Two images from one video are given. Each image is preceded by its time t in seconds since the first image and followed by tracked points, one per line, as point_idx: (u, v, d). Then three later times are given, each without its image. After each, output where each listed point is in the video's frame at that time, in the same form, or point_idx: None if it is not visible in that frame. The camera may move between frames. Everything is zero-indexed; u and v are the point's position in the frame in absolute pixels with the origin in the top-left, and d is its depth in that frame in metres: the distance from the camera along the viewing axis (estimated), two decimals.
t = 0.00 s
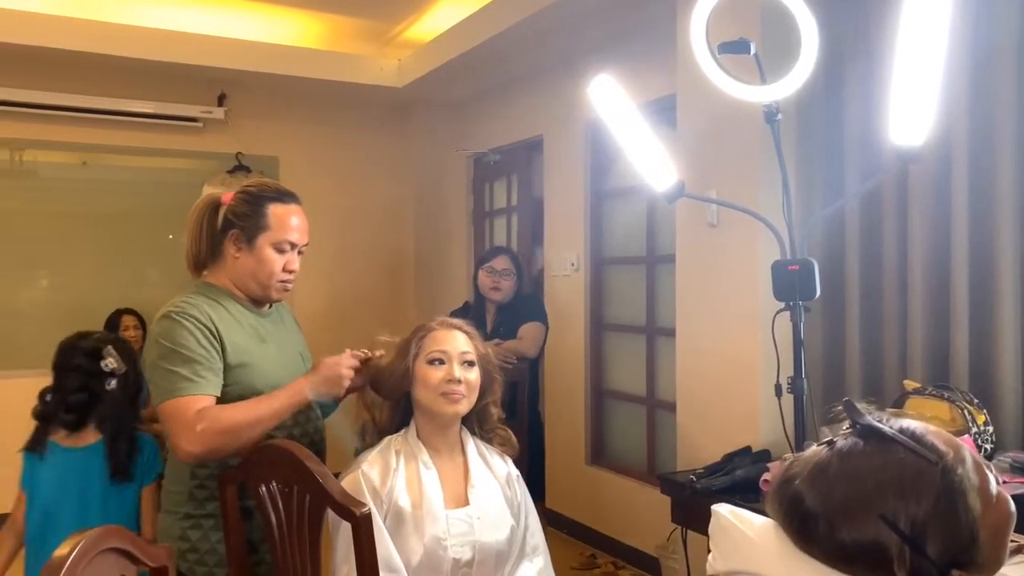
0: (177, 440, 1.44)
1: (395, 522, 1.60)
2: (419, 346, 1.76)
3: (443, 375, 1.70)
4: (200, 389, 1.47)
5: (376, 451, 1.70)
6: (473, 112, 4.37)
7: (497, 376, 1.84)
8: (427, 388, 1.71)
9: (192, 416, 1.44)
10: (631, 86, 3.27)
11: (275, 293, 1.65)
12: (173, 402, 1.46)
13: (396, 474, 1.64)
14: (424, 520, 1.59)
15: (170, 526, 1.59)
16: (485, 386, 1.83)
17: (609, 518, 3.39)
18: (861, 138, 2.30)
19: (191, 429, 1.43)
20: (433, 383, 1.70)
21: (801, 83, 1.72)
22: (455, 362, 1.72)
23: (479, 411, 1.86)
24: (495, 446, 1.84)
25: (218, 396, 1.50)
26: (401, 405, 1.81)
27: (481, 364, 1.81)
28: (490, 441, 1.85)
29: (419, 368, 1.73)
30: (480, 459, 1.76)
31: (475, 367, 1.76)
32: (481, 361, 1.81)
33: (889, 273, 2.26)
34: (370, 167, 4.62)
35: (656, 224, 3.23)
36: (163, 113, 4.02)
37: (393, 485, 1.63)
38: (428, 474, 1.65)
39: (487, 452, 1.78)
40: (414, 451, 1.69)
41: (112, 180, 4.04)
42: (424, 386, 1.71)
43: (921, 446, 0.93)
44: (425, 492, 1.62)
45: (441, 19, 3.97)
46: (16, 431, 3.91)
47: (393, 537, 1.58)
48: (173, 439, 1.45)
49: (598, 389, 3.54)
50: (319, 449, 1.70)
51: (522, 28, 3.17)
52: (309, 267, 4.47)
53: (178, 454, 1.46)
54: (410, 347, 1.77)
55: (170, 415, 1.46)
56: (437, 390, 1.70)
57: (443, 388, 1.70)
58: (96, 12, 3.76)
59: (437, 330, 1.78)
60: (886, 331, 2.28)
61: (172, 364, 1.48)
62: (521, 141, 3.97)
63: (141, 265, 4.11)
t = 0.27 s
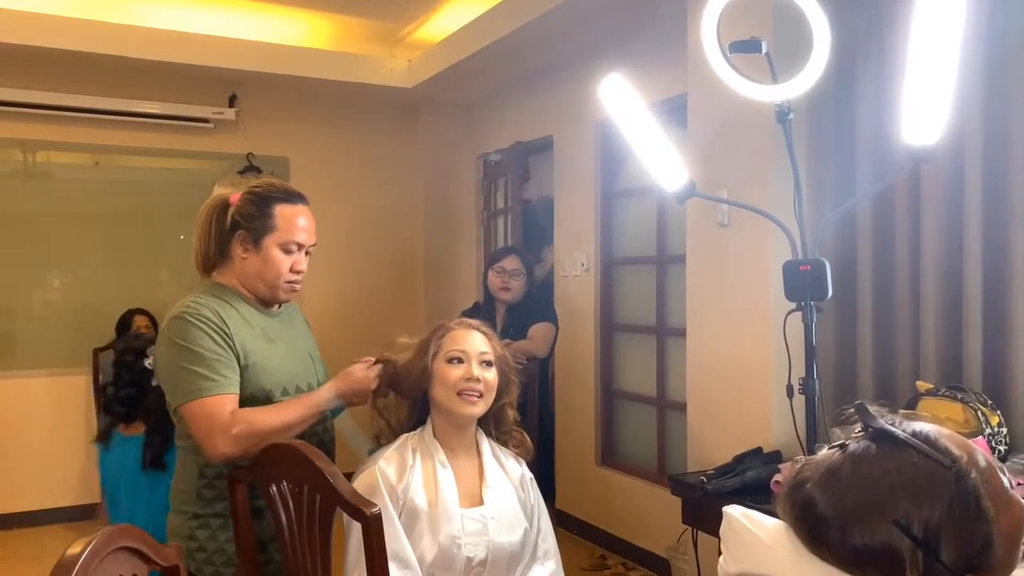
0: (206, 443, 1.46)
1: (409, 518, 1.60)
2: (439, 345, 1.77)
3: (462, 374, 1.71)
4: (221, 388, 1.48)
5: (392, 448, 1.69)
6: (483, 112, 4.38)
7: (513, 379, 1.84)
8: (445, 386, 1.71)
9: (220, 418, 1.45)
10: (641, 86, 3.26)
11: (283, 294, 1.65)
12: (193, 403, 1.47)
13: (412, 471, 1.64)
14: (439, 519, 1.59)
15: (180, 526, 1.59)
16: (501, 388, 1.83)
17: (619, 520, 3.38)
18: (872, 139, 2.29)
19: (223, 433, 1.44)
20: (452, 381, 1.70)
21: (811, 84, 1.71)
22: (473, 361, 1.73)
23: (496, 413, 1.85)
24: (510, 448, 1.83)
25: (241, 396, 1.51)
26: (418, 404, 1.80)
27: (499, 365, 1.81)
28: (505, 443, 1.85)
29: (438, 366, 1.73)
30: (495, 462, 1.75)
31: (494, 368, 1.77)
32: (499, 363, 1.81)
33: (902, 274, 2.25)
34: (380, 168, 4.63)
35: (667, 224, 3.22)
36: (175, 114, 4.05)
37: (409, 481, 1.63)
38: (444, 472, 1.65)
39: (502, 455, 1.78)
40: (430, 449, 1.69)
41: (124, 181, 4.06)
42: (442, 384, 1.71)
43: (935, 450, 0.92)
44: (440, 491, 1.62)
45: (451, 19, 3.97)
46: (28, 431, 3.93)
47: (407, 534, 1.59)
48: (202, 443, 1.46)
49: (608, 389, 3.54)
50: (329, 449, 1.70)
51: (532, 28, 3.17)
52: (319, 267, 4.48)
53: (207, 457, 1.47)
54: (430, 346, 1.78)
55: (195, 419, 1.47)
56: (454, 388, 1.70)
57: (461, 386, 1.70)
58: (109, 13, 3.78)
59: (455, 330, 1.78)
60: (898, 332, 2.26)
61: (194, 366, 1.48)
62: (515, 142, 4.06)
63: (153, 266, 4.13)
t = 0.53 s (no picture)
0: (221, 444, 1.47)
1: (415, 518, 1.60)
2: (445, 345, 1.78)
3: (468, 374, 1.71)
4: (234, 388, 1.48)
5: (399, 448, 1.70)
6: (490, 113, 4.38)
7: (521, 381, 1.84)
8: (451, 386, 1.72)
9: (235, 418, 1.46)
10: (647, 86, 3.26)
11: (290, 295, 1.66)
12: (206, 403, 1.48)
13: (419, 471, 1.65)
14: (445, 519, 1.60)
15: (188, 526, 1.60)
16: (507, 388, 1.83)
17: (625, 520, 3.38)
18: (879, 139, 2.28)
19: (237, 432, 1.45)
20: (458, 381, 1.71)
21: (817, 84, 1.71)
22: (479, 362, 1.73)
23: (502, 413, 1.85)
24: (517, 449, 1.83)
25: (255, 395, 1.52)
26: (425, 404, 1.80)
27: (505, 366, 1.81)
28: (512, 444, 1.85)
29: (445, 367, 1.74)
30: (501, 462, 1.75)
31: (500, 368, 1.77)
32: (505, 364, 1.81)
33: (909, 275, 2.24)
34: (387, 169, 4.64)
35: (673, 224, 3.21)
36: (183, 116, 4.07)
37: (415, 482, 1.63)
38: (450, 473, 1.65)
39: (509, 456, 1.77)
40: (436, 450, 1.69)
41: (133, 183, 4.09)
42: (449, 384, 1.72)
43: (939, 454, 0.92)
44: (446, 491, 1.62)
45: (458, 20, 3.97)
46: (38, 431, 3.96)
47: (414, 533, 1.60)
48: (216, 443, 1.47)
49: (615, 390, 3.53)
50: (334, 449, 1.71)
51: (538, 28, 3.17)
52: (327, 268, 4.49)
53: (223, 457, 1.47)
54: (436, 346, 1.78)
55: (210, 420, 1.47)
56: (461, 388, 1.71)
57: (467, 387, 1.71)
58: (117, 16, 3.80)
59: (462, 330, 1.79)
60: (905, 332, 2.25)
61: (208, 366, 1.49)
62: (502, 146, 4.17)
63: (162, 267, 4.16)
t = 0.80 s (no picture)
0: (239, 446, 1.48)
1: (424, 521, 1.60)
2: (454, 347, 1.78)
3: (477, 376, 1.71)
4: (251, 389, 1.49)
5: (408, 450, 1.70)
6: (500, 115, 4.39)
7: (528, 382, 1.84)
8: (460, 388, 1.72)
9: (253, 420, 1.47)
10: (658, 89, 3.26)
11: (303, 297, 1.67)
12: (224, 404, 1.49)
13: (427, 474, 1.65)
14: (454, 521, 1.60)
15: (200, 527, 1.61)
16: (516, 390, 1.83)
17: (635, 523, 3.38)
18: (891, 142, 2.27)
19: (255, 435, 1.46)
20: (466, 383, 1.71)
21: (828, 86, 1.71)
22: (488, 364, 1.74)
23: (511, 414, 1.86)
24: (526, 451, 1.84)
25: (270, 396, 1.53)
26: (433, 405, 1.80)
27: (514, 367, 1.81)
28: (520, 446, 1.85)
29: (453, 368, 1.74)
30: (510, 463, 1.75)
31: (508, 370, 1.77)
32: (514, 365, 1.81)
33: (921, 278, 2.23)
34: (397, 171, 4.66)
35: (684, 226, 3.21)
36: (195, 119, 4.09)
37: (424, 484, 1.63)
38: (459, 475, 1.65)
39: (517, 457, 1.78)
40: (444, 452, 1.70)
41: (145, 185, 4.11)
42: (457, 386, 1.72)
43: (953, 458, 0.91)
44: (455, 493, 1.63)
45: (467, 23, 3.98)
46: (51, 431, 3.98)
47: (423, 536, 1.59)
48: (233, 446, 1.48)
49: (625, 392, 3.53)
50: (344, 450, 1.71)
51: (548, 31, 3.18)
52: (337, 270, 4.51)
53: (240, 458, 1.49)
54: (445, 347, 1.79)
55: (228, 422, 1.48)
56: (469, 390, 1.71)
57: (476, 388, 1.71)
58: (130, 20, 3.82)
59: (470, 333, 1.79)
60: (918, 335, 2.24)
61: (226, 366, 1.50)
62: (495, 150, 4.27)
63: (173, 269, 4.18)
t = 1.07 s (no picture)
0: (246, 445, 1.49)
1: (429, 521, 1.60)
2: (455, 345, 1.78)
3: (478, 374, 1.71)
4: (259, 388, 1.50)
5: (411, 449, 1.70)
6: (507, 113, 4.39)
7: (531, 379, 1.84)
8: (461, 386, 1.72)
9: (260, 419, 1.48)
10: (665, 87, 3.25)
11: (312, 295, 1.67)
12: (232, 402, 1.50)
13: (431, 473, 1.65)
14: (458, 520, 1.60)
15: (209, 524, 1.61)
16: (519, 387, 1.83)
17: (642, 522, 3.37)
18: (900, 140, 2.26)
19: (262, 435, 1.47)
20: (467, 381, 1.71)
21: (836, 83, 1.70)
22: (489, 362, 1.74)
23: (514, 411, 1.86)
24: (530, 447, 1.84)
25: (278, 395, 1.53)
26: (436, 404, 1.80)
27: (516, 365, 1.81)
28: (525, 443, 1.85)
29: (454, 367, 1.74)
30: (514, 460, 1.76)
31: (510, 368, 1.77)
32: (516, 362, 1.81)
33: (931, 276, 2.21)
34: (404, 169, 4.66)
35: (691, 224, 3.20)
36: (202, 118, 4.10)
37: (428, 483, 1.63)
38: (463, 473, 1.65)
39: (522, 453, 1.78)
40: (448, 450, 1.70)
41: (153, 184, 4.12)
42: (458, 384, 1.72)
43: (966, 461, 0.89)
44: (460, 492, 1.63)
45: (474, 21, 3.98)
46: (60, 430, 4.00)
47: (427, 536, 1.59)
48: (241, 445, 1.49)
49: (632, 390, 3.52)
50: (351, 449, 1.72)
51: (555, 29, 3.17)
52: (344, 268, 4.51)
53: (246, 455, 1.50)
54: (446, 347, 1.79)
55: (236, 421, 1.49)
56: (470, 388, 1.71)
57: (477, 387, 1.71)
58: (138, 19, 3.83)
59: (471, 331, 1.79)
60: (927, 333, 2.23)
61: (234, 365, 1.50)
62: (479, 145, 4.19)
63: (181, 267, 4.19)
